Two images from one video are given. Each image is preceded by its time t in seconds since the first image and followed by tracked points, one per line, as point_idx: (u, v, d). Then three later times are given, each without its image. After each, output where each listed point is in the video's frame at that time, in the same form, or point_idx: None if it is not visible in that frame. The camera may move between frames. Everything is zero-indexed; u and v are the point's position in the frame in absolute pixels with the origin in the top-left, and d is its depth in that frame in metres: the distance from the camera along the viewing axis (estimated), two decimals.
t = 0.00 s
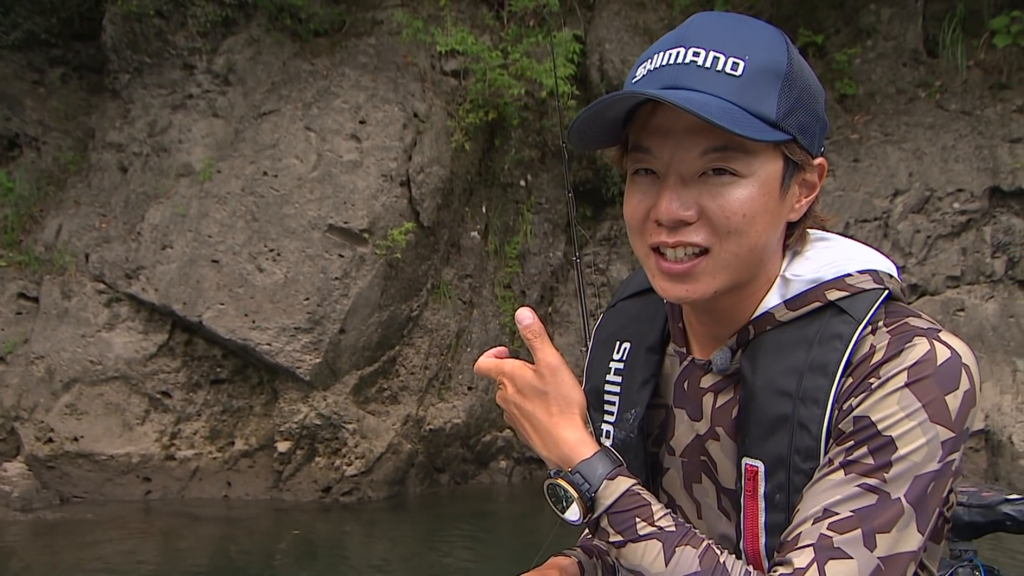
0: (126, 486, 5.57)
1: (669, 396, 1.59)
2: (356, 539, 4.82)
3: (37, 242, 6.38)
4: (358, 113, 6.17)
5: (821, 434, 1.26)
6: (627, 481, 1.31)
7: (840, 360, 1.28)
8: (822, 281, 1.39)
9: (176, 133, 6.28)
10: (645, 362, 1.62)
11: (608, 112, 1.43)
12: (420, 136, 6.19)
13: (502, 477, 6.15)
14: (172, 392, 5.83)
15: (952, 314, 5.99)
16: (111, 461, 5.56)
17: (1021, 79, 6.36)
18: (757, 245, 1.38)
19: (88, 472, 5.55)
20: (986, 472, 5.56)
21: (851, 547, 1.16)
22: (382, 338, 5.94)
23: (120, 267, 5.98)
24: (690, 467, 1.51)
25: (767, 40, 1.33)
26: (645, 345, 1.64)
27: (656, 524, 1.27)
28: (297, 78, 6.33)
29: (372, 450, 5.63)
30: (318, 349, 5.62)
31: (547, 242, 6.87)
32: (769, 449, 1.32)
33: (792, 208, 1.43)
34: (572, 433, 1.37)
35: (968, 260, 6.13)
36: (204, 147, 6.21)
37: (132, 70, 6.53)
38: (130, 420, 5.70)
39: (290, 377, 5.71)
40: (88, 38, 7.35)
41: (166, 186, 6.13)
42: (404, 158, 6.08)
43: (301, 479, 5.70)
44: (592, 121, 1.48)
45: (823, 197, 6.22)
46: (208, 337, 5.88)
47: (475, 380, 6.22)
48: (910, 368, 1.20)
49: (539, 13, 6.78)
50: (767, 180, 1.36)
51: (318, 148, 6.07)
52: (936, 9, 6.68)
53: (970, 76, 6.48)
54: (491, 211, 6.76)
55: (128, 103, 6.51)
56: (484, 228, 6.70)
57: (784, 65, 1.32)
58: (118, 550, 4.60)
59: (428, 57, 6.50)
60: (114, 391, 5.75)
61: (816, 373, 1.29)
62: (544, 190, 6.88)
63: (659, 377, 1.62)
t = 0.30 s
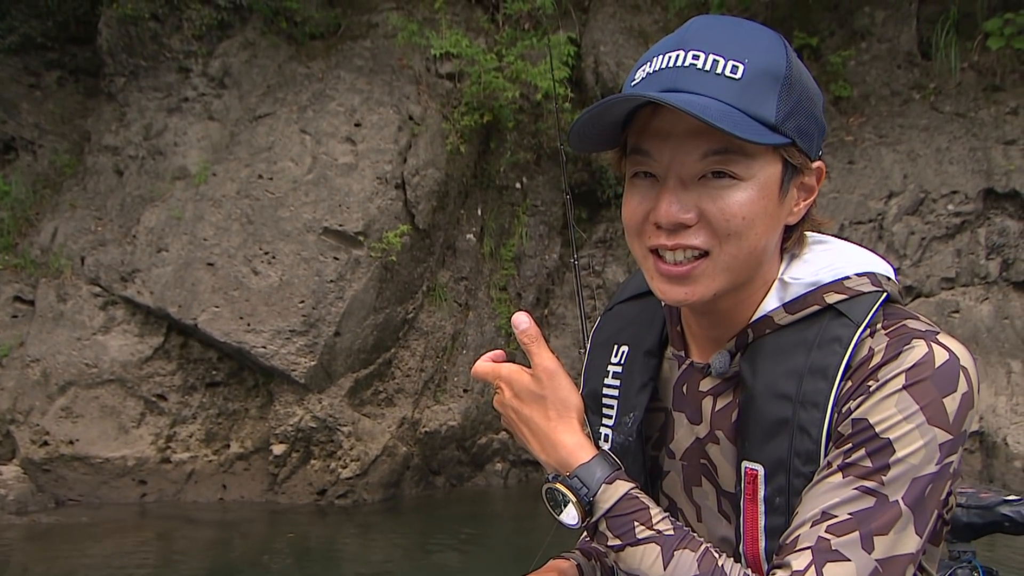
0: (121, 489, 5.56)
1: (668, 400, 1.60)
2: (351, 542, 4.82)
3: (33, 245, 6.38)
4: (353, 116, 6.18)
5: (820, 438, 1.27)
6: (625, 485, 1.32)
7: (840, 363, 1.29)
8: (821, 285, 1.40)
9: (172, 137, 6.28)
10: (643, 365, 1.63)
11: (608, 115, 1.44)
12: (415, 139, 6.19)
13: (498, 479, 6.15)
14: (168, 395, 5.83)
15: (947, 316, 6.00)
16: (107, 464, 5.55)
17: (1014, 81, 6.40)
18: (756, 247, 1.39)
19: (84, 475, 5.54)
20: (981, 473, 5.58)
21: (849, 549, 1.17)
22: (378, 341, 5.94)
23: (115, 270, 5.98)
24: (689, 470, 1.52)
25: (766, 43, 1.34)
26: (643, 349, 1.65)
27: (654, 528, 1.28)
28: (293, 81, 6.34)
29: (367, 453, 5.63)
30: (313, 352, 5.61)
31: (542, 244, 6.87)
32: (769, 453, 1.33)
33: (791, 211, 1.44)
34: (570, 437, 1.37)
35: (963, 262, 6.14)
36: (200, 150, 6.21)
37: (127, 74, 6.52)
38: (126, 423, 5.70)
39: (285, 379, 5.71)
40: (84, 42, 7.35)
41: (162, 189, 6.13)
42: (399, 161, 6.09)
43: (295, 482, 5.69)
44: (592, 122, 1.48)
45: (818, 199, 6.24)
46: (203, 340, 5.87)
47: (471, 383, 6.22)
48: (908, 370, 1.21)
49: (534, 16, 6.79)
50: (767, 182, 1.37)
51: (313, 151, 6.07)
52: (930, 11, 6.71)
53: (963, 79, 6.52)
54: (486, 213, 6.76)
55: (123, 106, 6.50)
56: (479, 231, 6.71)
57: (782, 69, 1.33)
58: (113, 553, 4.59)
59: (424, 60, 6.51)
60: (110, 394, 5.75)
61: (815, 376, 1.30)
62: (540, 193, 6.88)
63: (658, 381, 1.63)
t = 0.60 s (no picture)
0: (118, 488, 5.56)
1: (669, 401, 1.59)
2: (347, 542, 4.80)
3: (31, 244, 6.38)
4: (350, 116, 6.17)
5: (821, 438, 1.27)
6: (624, 486, 1.32)
7: (841, 364, 1.29)
8: (822, 284, 1.40)
9: (170, 136, 6.28)
10: (644, 366, 1.63)
11: (610, 110, 1.44)
12: (412, 139, 6.19)
13: (495, 478, 6.14)
14: (166, 394, 5.83)
15: (944, 315, 6.02)
16: (104, 464, 5.54)
17: (1011, 81, 6.41)
18: (759, 242, 1.39)
19: (81, 474, 5.53)
20: (978, 473, 5.59)
21: (847, 548, 1.17)
22: (375, 340, 5.93)
23: (113, 269, 5.97)
24: (691, 471, 1.52)
25: (767, 40, 1.35)
26: (643, 350, 1.65)
27: (653, 529, 1.28)
28: (290, 80, 6.33)
29: (363, 452, 5.62)
30: (309, 351, 5.61)
31: (540, 244, 6.87)
32: (770, 453, 1.33)
33: (792, 209, 1.45)
34: (567, 436, 1.36)
35: (960, 261, 6.15)
36: (197, 150, 6.20)
37: (125, 73, 6.50)
38: (123, 423, 5.69)
39: (282, 379, 5.70)
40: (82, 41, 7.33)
41: (159, 188, 6.12)
42: (396, 160, 6.08)
43: (292, 481, 5.69)
44: (594, 117, 1.48)
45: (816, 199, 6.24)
46: (200, 340, 5.86)
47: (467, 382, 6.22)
48: (910, 370, 1.21)
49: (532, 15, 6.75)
50: (769, 177, 1.37)
51: (310, 151, 6.06)
52: (928, 11, 6.71)
53: (961, 78, 6.53)
54: (483, 213, 6.76)
55: (120, 106, 6.49)
56: (477, 230, 6.70)
57: (783, 65, 1.34)
58: (108, 553, 4.58)
59: (421, 59, 6.51)
60: (108, 394, 5.74)
61: (816, 376, 1.30)
62: (537, 193, 6.86)
63: (658, 381, 1.63)
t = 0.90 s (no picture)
0: (117, 482, 5.55)
1: (674, 398, 1.59)
2: (344, 537, 4.80)
3: (30, 239, 6.36)
4: (349, 111, 6.16)
5: (822, 436, 1.26)
6: (638, 472, 1.24)
7: (844, 362, 1.28)
8: (829, 283, 1.40)
9: (169, 131, 6.26)
10: (649, 364, 1.62)
11: (628, 101, 1.43)
12: (412, 134, 6.18)
13: (493, 475, 6.15)
14: (164, 389, 5.82)
15: (943, 314, 6.01)
16: (102, 458, 5.54)
17: (1013, 79, 6.39)
18: (775, 236, 1.39)
19: (79, 468, 5.53)
20: (976, 471, 5.59)
21: (845, 544, 1.15)
22: (373, 336, 5.93)
23: (112, 264, 5.96)
24: (694, 469, 1.51)
25: (786, 34, 1.34)
26: (648, 347, 1.64)
27: (664, 517, 1.21)
28: (290, 76, 6.31)
29: (361, 448, 5.61)
30: (307, 347, 5.60)
31: (539, 241, 6.86)
32: (772, 450, 1.32)
33: (806, 205, 1.44)
34: (584, 423, 1.29)
35: (960, 260, 6.15)
36: (197, 145, 6.19)
37: (125, 68, 6.48)
38: (122, 417, 5.69)
39: (280, 375, 5.69)
40: (82, 36, 7.31)
41: (158, 183, 6.11)
42: (395, 156, 6.07)
43: (290, 476, 5.68)
44: (610, 107, 1.47)
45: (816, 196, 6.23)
46: (199, 335, 5.85)
47: (466, 378, 6.22)
48: (913, 368, 1.20)
49: (532, 11, 6.73)
50: (787, 170, 1.36)
51: (309, 146, 6.05)
52: (929, 9, 6.70)
53: (962, 76, 6.51)
54: (483, 209, 6.75)
55: (120, 100, 6.48)
56: (476, 226, 6.69)
57: (802, 59, 1.33)
58: (105, 547, 4.57)
59: (421, 55, 6.48)
60: (106, 388, 5.74)
61: (820, 375, 1.30)
62: (537, 189, 6.83)
63: (663, 379, 1.62)
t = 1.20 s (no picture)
0: (113, 482, 5.55)
1: (679, 397, 1.58)
2: (339, 537, 4.80)
3: (27, 238, 6.34)
4: (346, 110, 6.15)
5: (831, 433, 1.25)
6: (629, 488, 1.24)
7: (852, 359, 1.27)
8: (835, 280, 1.40)
9: (167, 130, 6.25)
10: (654, 361, 1.61)
11: (633, 90, 1.43)
12: (408, 134, 6.16)
13: (490, 474, 6.16)
14: (161, 388, 5.80)
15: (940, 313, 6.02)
16: (99, 457, 5.54)
17: (1011, 78, 6.39)
18: (780, 223, 1.38)
19: (76, 468, 5.53)
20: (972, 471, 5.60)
21: (860, 544, 1.15)
22: (370, 335, 5.92)
23: (109, 263, 5.95)
24: (701, 467, 1.50)
25: (788, 23, 1.34)
26: (653, 345, 1.64)
27: (660, 528, 1.20)
28: (287, 75, 6.30)
29: (357, 447, 5.61)
30: (304, 346, 5.59)
31: (537, 240, 6.83)
32: (780, 447, 1.32)
33: (811, 195, 1.44)
34: (571, 448, 1.28)
35: (957, 259, 6.16)
36: (194, 144, 6.18)
37: (122, 67, 6.48)
38: (119, 416, 5.68)
39: (276, 374, 5.68)
40: (80, 35, 7.30)
41: (156, 182, 6.10)
42: (392, 155, 6.06)
43: (286, 476, 5.68)
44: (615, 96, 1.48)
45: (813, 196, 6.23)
46: (196, 334, 5.84)
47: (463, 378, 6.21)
48: (920, 363, 1.19)
49: (529, 11, 6.72)
50: (791, 157, 1.36)
51: (306, 145, 6.04)
52: (927, 8, 6.69)
53: (960, 75, 6.51)
54: (480, 209, 6.74)
55: (118, 100, 6.47)
56: (473, 226, 6.68)
57: (805, 48, 1.33)
58: (100, 546, 4.57)
59: (418, 54, 6.47)
60: (103, 387, 5.73)
61: (828, 371, 1.29)
62: (534, 188, 6.83)
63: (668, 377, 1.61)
